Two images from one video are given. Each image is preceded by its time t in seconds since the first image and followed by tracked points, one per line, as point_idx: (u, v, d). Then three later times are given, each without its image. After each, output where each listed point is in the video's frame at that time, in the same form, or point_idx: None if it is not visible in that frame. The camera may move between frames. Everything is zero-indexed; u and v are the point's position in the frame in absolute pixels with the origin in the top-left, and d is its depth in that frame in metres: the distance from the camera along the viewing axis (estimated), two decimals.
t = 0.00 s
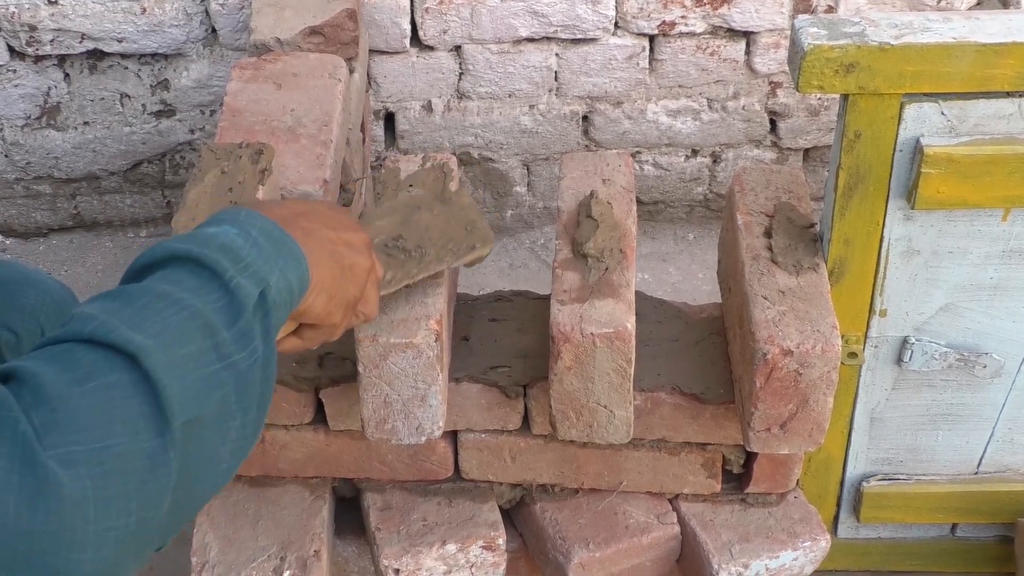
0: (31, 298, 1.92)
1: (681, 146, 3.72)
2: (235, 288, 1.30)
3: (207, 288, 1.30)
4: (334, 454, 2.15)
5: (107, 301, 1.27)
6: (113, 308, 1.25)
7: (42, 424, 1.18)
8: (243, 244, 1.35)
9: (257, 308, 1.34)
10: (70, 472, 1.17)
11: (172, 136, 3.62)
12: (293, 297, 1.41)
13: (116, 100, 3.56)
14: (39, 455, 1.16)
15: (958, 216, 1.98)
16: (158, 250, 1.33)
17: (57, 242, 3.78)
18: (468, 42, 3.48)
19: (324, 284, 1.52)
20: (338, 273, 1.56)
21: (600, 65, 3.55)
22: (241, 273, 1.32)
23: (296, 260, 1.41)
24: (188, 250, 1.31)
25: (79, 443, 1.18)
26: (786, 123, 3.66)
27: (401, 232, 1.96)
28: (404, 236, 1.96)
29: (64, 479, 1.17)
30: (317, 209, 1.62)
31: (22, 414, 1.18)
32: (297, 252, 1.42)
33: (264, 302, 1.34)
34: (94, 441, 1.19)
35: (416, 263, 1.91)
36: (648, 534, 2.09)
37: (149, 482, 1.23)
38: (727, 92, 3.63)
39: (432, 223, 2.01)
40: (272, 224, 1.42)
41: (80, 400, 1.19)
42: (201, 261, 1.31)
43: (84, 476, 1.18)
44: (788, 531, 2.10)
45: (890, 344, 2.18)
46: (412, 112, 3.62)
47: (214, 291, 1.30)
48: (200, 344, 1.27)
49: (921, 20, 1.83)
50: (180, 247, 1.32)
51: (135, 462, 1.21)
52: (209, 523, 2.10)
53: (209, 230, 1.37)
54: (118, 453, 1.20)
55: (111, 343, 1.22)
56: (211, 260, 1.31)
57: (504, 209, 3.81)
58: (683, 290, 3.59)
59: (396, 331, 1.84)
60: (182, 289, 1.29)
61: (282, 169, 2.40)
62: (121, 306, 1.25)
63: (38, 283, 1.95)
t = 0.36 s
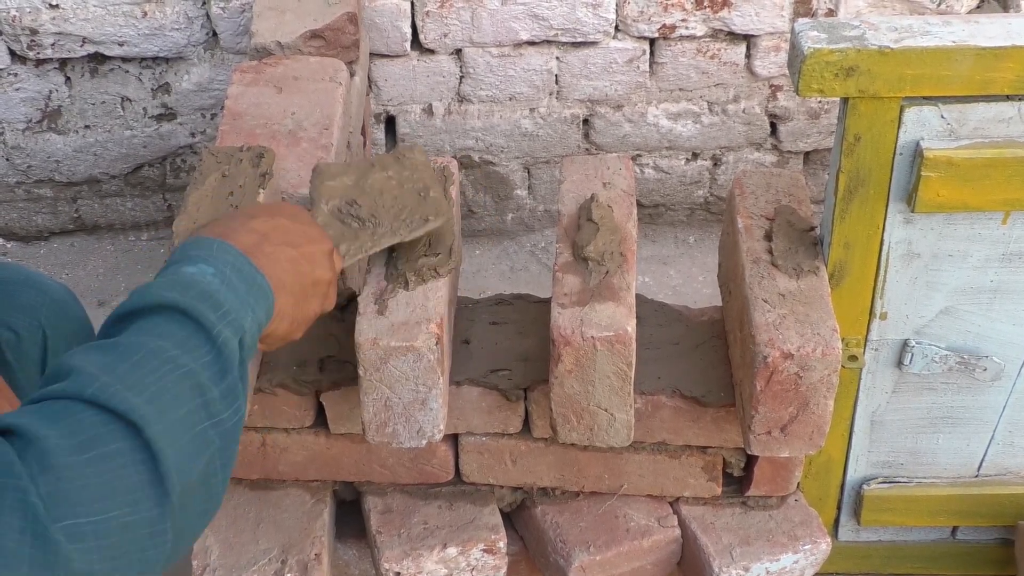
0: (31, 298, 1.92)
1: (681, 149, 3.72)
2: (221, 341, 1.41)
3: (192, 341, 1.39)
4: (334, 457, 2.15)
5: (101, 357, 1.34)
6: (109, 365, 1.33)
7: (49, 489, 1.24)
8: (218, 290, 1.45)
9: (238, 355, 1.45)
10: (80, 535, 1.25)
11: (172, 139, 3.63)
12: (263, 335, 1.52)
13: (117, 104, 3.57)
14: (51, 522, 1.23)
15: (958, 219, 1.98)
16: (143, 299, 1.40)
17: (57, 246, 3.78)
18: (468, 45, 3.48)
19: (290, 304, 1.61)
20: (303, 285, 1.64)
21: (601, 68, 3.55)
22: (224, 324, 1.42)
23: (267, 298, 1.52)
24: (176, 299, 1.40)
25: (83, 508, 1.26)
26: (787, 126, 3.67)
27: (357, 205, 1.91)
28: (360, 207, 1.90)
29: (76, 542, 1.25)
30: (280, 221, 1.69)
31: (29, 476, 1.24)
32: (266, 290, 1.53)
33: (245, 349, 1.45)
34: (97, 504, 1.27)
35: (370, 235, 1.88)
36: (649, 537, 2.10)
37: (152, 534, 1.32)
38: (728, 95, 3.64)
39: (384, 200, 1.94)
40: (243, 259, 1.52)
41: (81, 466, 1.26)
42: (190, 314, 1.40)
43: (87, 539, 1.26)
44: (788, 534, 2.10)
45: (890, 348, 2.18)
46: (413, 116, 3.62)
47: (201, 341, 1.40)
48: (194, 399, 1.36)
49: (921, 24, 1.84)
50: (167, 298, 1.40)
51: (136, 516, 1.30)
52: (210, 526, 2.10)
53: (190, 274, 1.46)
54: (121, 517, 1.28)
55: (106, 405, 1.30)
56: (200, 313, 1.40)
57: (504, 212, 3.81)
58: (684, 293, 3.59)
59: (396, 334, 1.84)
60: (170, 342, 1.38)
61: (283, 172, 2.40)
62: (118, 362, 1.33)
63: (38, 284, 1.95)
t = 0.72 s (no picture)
0: (37, 299, 1.87)
1: (681, 149, 3.73)
2: (333, 310, 1.27)
3: (301, 309, 1.28)
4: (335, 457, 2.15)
5: (204, 310, 1.25)
6: (206, 320, 1.24)
7: (107, 427, 1.14)
8: (356, 268, 1.33)
9: (363, 331, 1.32)
10: (128, 478, 1.14)
11: (172, 140, 3.63)
12: (404, 319, 1.39)
13: (117, 105, 3.57)
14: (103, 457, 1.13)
15: (957, 219, 1.98)
16: (268, 264, 1.32)
17: (58, 246, 3.77)
18: (468, 46, 3.49)
19: (450, 303, 1.48)
20: (469, 285, 1.51)
21: (601, 69, 3.56)
22: (342, 295, 1.30)
23: (416, 284, 1.40)
24: (298, 266, 1.30)
25: (142, 451, 1.15)
26: (786, 126, 3.67)
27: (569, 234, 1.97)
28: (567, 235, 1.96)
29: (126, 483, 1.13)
30: (456, 220, 1.59)
31: (93, 415, 1.15)
32: (418, 277, 1.41)
33: (369, 325, 1.32)
34: (160, 453, 1.15)
35: (576, 262, 1.92)
36: (648, 537, 2.10)
37: (210, 494, 1.19)
38: (727, 96, 3.64)
39: (604, 225, 1.99)
40: (396, 243, 1.41)
41: (148, 409, 1.16)
42: (304, 279, 1.29)
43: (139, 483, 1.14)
44: (788, 534, 2.10)
45: (890, 347, 2.19)
46: (412, 116, 3.63)
47: (311, 311, 1.28)
48: (286, 364, 1.24)
49: (920, 24, 1.84)
50: (289, 264, 1.30)
51: (198, 470, 1.17)
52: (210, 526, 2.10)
53: (329, 247, 1.36)
54: (177, 466, 1.16)
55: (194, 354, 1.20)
56: (312, 278, 1.29)
57: (504, 212, 3.82)
58: (684, 293, 3.58)
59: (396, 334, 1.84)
60: (278, 307, 1.27)
61: (283, 172, 2.41)
62: (217, 317, 1.24)
63: (41, 285, 1.89)
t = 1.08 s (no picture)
0: (46, 299, 1.95)
1: (681, 152, 3.73)
2: (349, 343, 1.24)
3: (317, 338, 1.23)
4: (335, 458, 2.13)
5: (216, 337, 1.20)
6: (216, 347, 1.18)
7: (123, 450, 1.08)
8: (371, 299, 1.31)
9: (373, 364, 1.29)
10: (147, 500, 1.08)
11: (173, 143, 3.64)
12: (407, 352, 1.37)
13: (117, 107, 3.58)
14: (126, 477, 1.07)
15: (956, 221, 1.99)
16: (281, 291, 1.28)
17: (58, 249, 3.77)
18: (469, 49, 3.50)
19: (446, 336, 1.48)
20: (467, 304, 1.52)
21: (601, 71, 3.57)
22: (357, 329, 1.26)
23: (418, 317, 1.38)
24: (312, 296, 1.27)
25: (160, 478, 1.08)
26: (786, 129, 3.68)
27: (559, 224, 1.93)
28: (556, 231, 1.91)
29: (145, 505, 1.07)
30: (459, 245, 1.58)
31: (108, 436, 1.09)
32: (420, 312, 1.39)
33: (379, 360, 1.29)
34: (180, 479, 1.09)
35: (566, 258, 1.87)
36: (648, 539, 2.10)
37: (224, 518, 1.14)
38: (727, 99, 3.65)
39: (589, 220, 1.94)
40: (403, 280, 1.38)
41: (165, 432, 1.10)
42: (319, 311, 1.25)
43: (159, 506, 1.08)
44: (788, 536, 2.10)
45: (889, 350, 2.19)
46: (413, 119, 3.64)
47: (327, 342, 1.24)
48: (301, 394, 1.19)
49: (920, 26, 1.84)
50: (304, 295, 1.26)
51: (215, 500, 1.12)
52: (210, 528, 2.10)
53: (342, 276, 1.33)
54: (195, 493, 1.10)
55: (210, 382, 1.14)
56: (330, 313, 1.25)
57: (504, 215, 3.82)
58: (684, 296, 3.58)
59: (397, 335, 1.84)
60: (292, 335, 1.23)
61: (284, 174, 2.41)
62: (229, 343, 1.19)
63: (54, 289, 1.98)
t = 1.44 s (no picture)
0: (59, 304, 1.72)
1: (680, 155, 3.74)
2: (440, 228, 1.39)
3: (410, 222, 1.38)
4: (335, 460, 2.13)
5: (320, 225, 1.34)
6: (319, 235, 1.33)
7: (242, 336, 1.23)
8: (459, 183, 1.45)
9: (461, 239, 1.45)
10: (264, 387, 1.23)
11: (173, 145, 3.64)
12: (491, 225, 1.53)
13: (117, 109, 3.58)
14: (238, 367, 1.21)
15: (956, 224, 1.99)
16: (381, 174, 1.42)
17: (58, 250, 3.77)
18: (468, 51, 3.50)
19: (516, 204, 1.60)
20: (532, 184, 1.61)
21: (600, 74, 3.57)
22: (446, 212, 1.41)
23: (498, 192, 1.52)
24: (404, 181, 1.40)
25: (276, 360, 1.23)
26: (786, 132, 3.68)
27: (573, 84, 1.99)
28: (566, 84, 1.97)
29: (260, 391, 1.22)
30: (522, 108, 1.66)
31: (228, 324, 1.23)
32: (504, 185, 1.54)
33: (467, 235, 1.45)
34: (293, 359, 1.24)
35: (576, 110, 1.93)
36: (648, 541, 2.10)
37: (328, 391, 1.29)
38: (727, 101, 3.65)
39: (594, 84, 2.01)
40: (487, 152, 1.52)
41: (280, 318, 1.25)
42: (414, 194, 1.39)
43: (272, 388, 1.23)
44: (787, 539, 2.10)
45: (889, 352, 2.19)
46: (413, 121, 3.64)
47: (419, 226, 1.39)
48: (398, 276, 1.35)
49: (919, 30, 1.85)
50: (402, 179, 1.40)
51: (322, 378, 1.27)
52: (210, 530, 2.10)
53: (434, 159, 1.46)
54: (308, 369, 1.25)
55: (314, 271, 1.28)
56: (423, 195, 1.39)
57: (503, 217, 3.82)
58: (683, 299, 3.59)
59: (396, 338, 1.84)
60: (387, 220, 1.37)
61: (284, 176, 2.41)
62: (331, 229, 1.34)
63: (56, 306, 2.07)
